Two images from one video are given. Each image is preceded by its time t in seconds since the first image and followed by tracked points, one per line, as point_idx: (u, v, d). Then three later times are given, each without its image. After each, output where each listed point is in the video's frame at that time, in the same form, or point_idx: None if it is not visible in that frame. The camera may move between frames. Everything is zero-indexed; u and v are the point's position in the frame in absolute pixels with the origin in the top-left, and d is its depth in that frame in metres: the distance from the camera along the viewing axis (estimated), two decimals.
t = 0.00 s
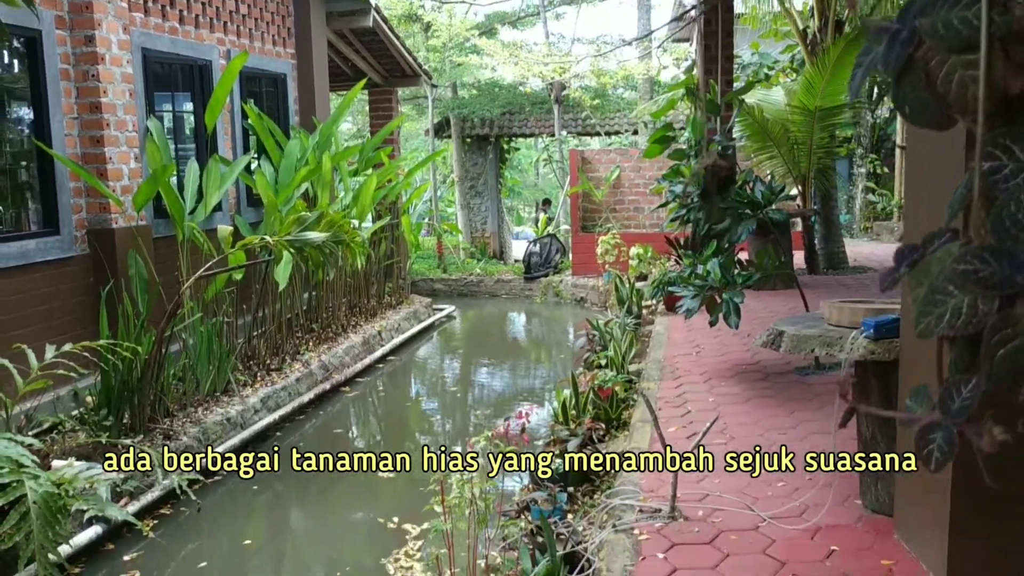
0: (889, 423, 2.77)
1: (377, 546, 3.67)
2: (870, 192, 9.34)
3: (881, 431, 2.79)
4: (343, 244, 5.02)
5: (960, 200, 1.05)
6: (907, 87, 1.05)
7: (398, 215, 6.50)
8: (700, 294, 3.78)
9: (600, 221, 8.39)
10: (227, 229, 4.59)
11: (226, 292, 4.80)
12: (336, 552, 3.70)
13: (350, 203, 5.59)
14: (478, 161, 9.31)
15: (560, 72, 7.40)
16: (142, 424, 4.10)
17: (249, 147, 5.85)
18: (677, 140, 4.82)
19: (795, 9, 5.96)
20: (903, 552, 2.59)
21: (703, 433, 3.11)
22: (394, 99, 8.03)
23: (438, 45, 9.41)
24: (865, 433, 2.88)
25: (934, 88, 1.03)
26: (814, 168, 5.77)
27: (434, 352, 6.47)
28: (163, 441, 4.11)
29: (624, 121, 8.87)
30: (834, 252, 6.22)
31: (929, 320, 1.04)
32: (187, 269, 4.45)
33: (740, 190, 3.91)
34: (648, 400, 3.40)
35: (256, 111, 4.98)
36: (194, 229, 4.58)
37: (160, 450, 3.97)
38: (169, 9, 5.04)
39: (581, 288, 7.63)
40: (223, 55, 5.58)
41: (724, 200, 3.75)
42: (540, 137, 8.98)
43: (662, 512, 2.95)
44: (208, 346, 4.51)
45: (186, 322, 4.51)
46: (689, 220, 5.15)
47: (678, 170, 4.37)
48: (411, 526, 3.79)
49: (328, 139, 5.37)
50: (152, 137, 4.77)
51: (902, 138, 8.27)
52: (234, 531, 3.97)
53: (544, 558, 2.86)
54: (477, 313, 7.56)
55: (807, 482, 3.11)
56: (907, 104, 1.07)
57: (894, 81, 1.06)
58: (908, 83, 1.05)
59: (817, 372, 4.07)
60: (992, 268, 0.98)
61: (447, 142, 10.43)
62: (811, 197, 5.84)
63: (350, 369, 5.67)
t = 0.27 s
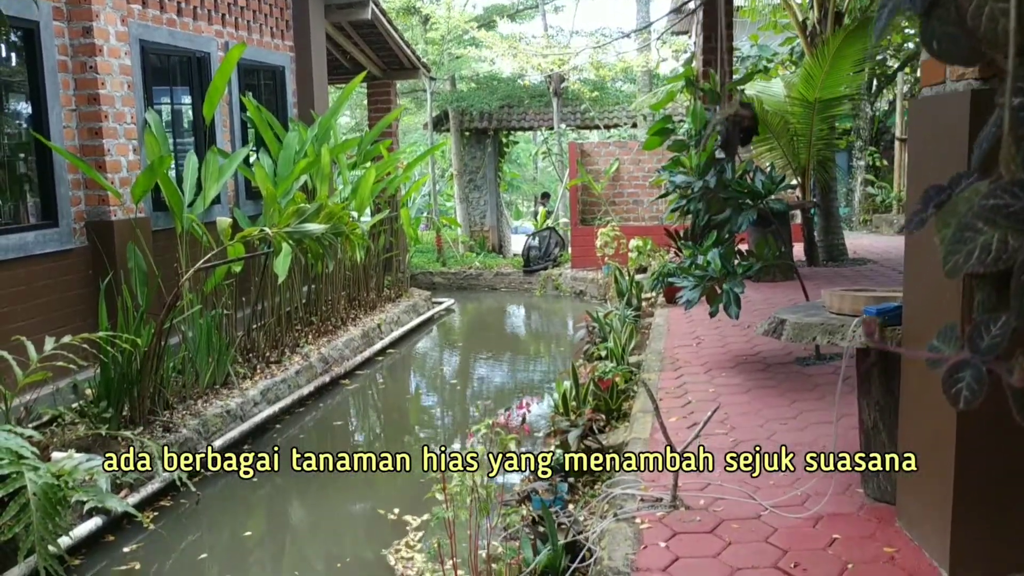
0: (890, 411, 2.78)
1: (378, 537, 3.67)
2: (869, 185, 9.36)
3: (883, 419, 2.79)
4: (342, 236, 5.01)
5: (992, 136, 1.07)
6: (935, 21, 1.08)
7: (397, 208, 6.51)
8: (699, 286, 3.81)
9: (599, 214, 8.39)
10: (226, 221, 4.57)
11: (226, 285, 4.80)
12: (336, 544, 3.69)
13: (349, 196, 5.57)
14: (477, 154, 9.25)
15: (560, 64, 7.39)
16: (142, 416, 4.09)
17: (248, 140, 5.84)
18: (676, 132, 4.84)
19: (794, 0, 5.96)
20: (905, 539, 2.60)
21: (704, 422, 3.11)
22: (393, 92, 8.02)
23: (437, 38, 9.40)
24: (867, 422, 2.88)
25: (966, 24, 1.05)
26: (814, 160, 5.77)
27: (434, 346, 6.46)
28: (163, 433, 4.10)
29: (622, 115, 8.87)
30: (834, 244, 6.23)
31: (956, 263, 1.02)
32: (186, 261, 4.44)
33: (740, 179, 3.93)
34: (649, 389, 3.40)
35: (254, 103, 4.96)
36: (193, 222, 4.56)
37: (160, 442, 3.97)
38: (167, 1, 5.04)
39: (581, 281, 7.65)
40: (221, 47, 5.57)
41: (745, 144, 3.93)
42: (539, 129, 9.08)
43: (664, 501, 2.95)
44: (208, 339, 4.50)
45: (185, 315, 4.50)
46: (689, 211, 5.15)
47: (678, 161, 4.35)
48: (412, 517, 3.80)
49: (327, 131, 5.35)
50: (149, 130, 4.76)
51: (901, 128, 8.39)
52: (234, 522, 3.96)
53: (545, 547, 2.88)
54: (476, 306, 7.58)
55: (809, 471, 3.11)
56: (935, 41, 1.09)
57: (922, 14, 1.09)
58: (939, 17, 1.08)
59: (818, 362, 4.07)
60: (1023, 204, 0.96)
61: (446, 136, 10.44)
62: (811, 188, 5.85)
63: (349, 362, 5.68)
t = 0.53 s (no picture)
0: (895, 385, 2.77)
1: (381, 515, 3.68)
2: (870, 164, 9.35)
3: (887, 393, 2.79)
4: (343, 215, 4.99)
5: None
6: None
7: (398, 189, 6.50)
8: (702, 262, 3.80)
9: (600, 193, 8.37)
10: (226, 201, 4.55)
11: (226, 265, 4.78)
12: (340, 521, 3.70)
13: (349, 176, 5.55)
14: (477, 135, 9.32)
15: (560, 43, 7.35)
16: (144, 396, 4.09)
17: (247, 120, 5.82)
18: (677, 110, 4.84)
19: None
20: (909, 513, 2.60)
21: (707, 398, 3.11)
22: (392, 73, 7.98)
23: (436, 18, 9.35)
24: (871, 396, 2.87)
25: None
26: (816, 138, 5.74)
27: (435, 326, 6.48)
28: (166, 413, 4.11)
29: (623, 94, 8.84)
30: (835, 222, 6.23)
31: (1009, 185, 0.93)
32: (187, 241, 4.42)
33: (743, 156, 3.94)
34: (652, 366, 3.39)
35: (253, 83, 4.92)
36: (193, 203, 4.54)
37: (162, 421, 3.97)
38: None
39: (581, 262, 7.67)
40: (219, 27, 5.54)
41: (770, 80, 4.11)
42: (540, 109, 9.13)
43: (667, 477, 2.95)
44: (209, 319, 4.50)
45: (186, 296, 4.49)
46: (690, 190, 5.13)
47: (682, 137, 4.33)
48: (415, 495, 3.81)
49: (327, 111, 5.32)
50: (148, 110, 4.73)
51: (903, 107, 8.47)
52: (237, 502, 3.97)
53: (548, 522, 2.92)
54: (477, 287, 7.59)
55: (813, 446, 3.11)
56: None
57: None
58: None
59: (820, 340, 4.07)
60: None
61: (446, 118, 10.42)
62: (813, 167, 5.84)
63: (351, 343, 5.69)
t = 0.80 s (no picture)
0: (895, 359, 2.76)
1: (381, 493, 3.68)
2: (869, 143, 9.35)
3: (887, 367, 2.78)
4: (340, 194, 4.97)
5: None
6: None
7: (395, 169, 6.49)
8: (701, 239, 3.81)
9: (598, 173, 8.36)
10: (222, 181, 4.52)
11: (223, 245, 4.76)
12: (339, 500, 3.70)
13: (346, 155, 5.51)
14: (474, 115, 9.32)
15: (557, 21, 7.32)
16: (142, 375, 4.08)
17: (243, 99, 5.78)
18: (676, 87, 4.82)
19: None
20: (909, 487, 2.60)
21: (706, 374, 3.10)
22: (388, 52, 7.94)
23: None
24: (870, 371, 2.86)
25: None
26: (815, 116, 5.72)
27: (433, 306, 6.49)
28: (164, 393, 4.10)
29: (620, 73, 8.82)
30: (834, 201, 6.23)
31: None
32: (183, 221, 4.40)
33: (742, 131, 3.99)
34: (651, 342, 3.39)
35: (249, 62, 4.88)
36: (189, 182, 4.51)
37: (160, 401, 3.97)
38: None
39: (579, 242, 7.69)
40: (213, 5, 5.50)
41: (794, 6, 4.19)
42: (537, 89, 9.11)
43: (666, 452, 2.95)
44: (206, 299, 4.49)
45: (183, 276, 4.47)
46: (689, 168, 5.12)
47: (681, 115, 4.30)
48: (414, 474, 3.82)
49: (323, 90, 5.28)
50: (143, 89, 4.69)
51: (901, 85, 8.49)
52: (236, 481, 3.97)
53: (548, 497, 2.94)
54: (475, 268, 7.61)
55: (812, 421, 3.11)
56: None
57: None
58: None
59: (819, 317, 4.07)
60: None
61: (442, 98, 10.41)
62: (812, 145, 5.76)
63: (349, 323, 5.69)
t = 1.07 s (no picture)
0: (893, 336, 2.76)
1: (378, 472, 3.69)
2: (865, 125, 9.36)
3: (884, 344, 2.78)
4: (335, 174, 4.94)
5: None
6: None
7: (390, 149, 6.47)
8: (698, 219, 3.84)
9: (594, 154, 8.36)
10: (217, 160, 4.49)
11: (218, 226, 4.74)
12: (336, 480, 3.70)
13: (341, 136, 5.48)
14: (470, 97, 9.33)
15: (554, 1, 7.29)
16: (137, 355, 4.07)
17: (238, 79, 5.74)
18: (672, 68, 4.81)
19: None
20: (905, 463, 2.61)
21: (703, 351, 3.11)
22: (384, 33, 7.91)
23: None
24: (868, 348, 2.86)
25: None
26: (812, 97, 5.71)
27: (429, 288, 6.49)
28: (160, 373, 4.09)
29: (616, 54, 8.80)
30: (830, 181, 6.25)
31: None
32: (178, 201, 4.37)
33: (740, 109, 4.00)
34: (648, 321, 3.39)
35: (243, 41, 4.84)
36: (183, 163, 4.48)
37: (156, 381, 3.96)
38: None
39: (575, 224, 7.70)
40: None
41: None
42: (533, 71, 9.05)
43: (663, 430, 2.96)
44: (201, 279, 4.47)
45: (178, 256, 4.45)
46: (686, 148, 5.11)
47: (678, 93, 4.25)
48: (410, 453, 3.82)
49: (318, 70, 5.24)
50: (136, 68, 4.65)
51: (897, 67, 8.52)
52: (233, 461, 3.97)
53: (545, 475, 2.95)
54: (471, 249, 7.62)
55: (809, 399, 3.12)
56: None
57: None
58: None
59: (816, 296, 4.08)
60: None
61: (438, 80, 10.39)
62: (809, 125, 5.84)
63: (345, 304, 5.69)
